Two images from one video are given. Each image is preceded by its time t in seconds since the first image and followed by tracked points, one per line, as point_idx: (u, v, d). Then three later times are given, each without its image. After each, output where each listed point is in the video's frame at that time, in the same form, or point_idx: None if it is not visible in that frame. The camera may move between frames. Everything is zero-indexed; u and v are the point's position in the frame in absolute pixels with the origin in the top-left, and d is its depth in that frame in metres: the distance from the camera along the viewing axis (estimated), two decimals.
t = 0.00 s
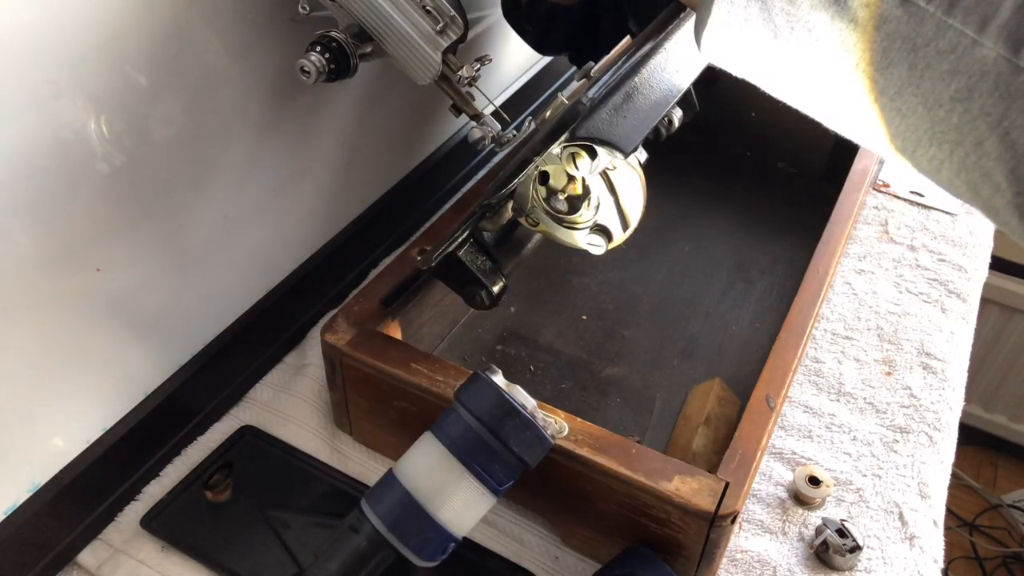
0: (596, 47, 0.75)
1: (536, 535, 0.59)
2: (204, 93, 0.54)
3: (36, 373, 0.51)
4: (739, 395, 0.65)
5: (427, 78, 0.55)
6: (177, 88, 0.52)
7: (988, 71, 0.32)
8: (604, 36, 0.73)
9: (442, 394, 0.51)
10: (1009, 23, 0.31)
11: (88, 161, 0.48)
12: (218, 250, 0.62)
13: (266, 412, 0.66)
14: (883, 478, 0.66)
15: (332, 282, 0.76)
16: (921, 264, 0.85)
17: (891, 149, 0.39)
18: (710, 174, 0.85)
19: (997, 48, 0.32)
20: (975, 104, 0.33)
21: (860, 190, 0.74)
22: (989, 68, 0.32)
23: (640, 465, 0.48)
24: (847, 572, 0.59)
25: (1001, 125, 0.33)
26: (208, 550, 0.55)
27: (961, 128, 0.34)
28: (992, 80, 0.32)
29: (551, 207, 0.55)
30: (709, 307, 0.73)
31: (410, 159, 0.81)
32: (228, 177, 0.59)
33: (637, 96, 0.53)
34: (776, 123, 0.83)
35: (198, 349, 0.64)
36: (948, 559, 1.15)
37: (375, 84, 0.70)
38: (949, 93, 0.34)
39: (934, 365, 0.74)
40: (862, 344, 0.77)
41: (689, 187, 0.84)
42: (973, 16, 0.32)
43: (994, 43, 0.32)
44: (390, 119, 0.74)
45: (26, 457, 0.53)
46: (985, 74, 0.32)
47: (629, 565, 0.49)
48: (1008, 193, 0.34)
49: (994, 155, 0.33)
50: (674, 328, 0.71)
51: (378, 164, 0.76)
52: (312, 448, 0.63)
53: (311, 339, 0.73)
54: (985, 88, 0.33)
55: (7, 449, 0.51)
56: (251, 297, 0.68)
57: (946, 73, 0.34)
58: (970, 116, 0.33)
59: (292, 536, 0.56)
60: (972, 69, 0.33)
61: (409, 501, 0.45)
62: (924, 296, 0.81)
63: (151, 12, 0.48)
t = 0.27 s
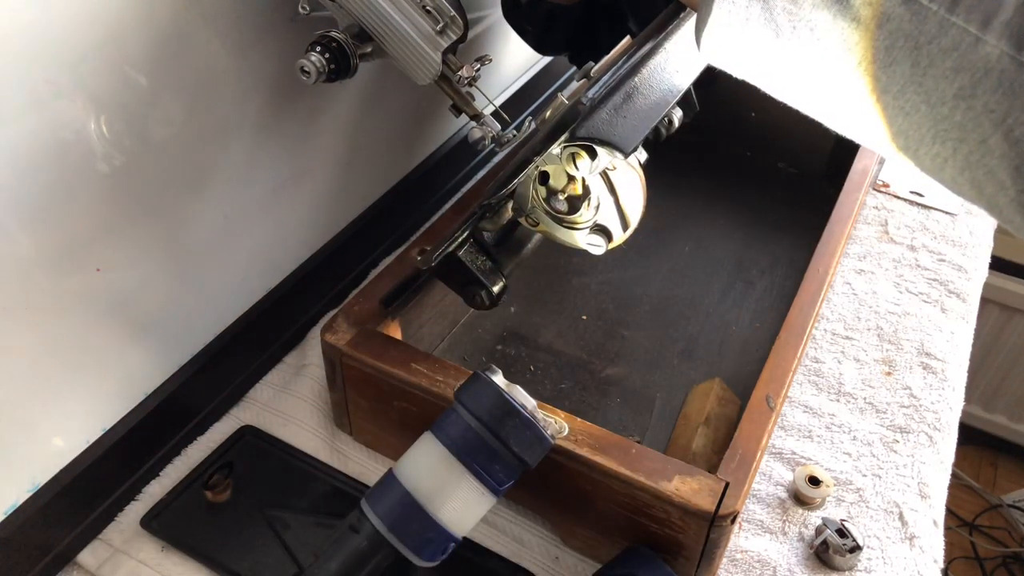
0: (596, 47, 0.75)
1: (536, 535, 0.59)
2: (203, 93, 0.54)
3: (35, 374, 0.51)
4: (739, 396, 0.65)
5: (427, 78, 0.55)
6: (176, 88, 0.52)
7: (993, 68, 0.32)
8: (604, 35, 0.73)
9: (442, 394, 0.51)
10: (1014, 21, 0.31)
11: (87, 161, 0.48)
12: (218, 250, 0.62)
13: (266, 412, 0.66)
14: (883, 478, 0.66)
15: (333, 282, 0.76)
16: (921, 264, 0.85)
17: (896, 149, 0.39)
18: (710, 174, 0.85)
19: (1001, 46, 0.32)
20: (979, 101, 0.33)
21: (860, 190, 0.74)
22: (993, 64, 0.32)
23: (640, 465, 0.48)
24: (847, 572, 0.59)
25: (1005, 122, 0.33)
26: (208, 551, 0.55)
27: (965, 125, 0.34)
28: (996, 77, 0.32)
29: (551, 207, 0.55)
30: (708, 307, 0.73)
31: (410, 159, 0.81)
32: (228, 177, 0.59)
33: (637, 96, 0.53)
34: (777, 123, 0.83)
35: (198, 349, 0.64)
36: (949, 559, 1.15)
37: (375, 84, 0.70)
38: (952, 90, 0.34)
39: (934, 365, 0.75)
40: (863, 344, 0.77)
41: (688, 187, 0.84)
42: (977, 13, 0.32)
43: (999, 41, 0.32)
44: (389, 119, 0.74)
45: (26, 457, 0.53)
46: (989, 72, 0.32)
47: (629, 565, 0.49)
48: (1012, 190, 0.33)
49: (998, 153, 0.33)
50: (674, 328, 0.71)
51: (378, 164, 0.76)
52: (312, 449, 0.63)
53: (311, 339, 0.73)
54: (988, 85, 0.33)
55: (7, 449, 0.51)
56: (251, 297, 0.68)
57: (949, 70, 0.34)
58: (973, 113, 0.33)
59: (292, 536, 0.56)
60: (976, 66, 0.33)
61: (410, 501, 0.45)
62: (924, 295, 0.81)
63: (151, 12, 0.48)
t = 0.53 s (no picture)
0: (597, 48, 0.75)
1: (535, 534, 0.59)
2: (204, 93, 0.54)
3: (35, 374, 0.51)
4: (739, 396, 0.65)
5: (432, 78, 0.55)
6: (177, 89, 0.52)
7: (1012, 81, 0.32)
8: (605, 36, 0.73)
9: (443, 393, 0.51)
10: None
11: (87, 161, 0.48)
12: (218, 250, 0.62)
13: (266, 412, 0.66)
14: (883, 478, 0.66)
15: (333, 282, 0.76)
16: (920, 264, 0.85)
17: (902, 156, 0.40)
18: (710, 175, 0.85)
19: (1021, 59, 0.32)
20: (998, 115, 0.33)
21: (860, 191, 0.74)
22: (1013, 79, 0.32)
23: (640, 465, 0.48)
24: (847, 572, 0.60)
25: None
26: (208, 551, 0.55)
27: (984, 139, 0.34)
28: (1015, 91, 0.32)
29: (553, 212, 0.54)
30: (709, 307, 0.73)
31: (410, 159, 0.81)
32: (228, 177, 0.59)
33: (643, 104, 0.53)
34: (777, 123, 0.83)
35: (198, 349, 0.64)
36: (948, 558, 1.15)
37: (376, 84, 0.70)
38: (971, 103, 0.34)
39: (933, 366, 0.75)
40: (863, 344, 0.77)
41: (689, 187, 0.84)
42: (997, 27, 0.32)
43: (1018, 55, 0.32)
44: (390, 120, 0.74)
45: (26, 457, 0.53)
46: (1008, 85, 0.32)
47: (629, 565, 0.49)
48: None
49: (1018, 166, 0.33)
50: (674, 328, 0.71)
51: (378, 164, 0.76)
52: (312, 449, 0.63)
53: (312, 339, 0.73)
54: (1008, 99, 0.33)
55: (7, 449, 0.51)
56: (251, 297, 0.68)
57: (968, 84, 0.34)
58: (992, 127, 0.34)
59: (293, 536, 0.56)
60: (996, 80, 0.33)
61: (410, 500, 0.45)
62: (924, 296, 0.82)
63: (151, 12, 0.48)
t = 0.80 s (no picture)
0: (597, 47, 0.75)
1: (536, 534, 0.59)
2: (204, 93, 0.54)
3: (35, 374, 0.51)
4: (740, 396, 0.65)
5: (430, 78, 0.55)
6: (177, 89, 0.52)
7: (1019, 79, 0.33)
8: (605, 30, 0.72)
9: (443, 394, 0.51)
10: None
11: (87, 161, 0.48)
12: (218, 250, 0.62)
13: (266, 412, 0.66)
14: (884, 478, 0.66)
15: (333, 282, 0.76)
16: (921, 264, 0.85)
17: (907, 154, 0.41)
18: (710, 175, 0.85)
19: None
20: (1006, 112, 0.34)
21: (860, 191, 0.74)
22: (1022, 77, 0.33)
23: (639, 465, 0.48)
24: (847, 572, 0.60)
25: None
26: (208, 551, 0.55)
27: (993, 136, 0.35)
28: None
29: (552, 210, 0.54)
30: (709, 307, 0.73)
31: (410, 159, 0.81)
32: (229, 177, 0.59)
33: (642, 102, 0.51)
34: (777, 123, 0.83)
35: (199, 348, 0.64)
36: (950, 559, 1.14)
37: (375, 85, 0.70)
38: (980, 101, 0.35)
39: (934, 365, 0.75)
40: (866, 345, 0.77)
41: (689, 187, 0.84)
42: (1003, 26, 0.32)
43: None
44: (389, 119, 0.74)
45: (26, 457, 0.53)
46: (1014, 84, 0.33)
47: (629, 565, 0.49)
48: None
49: None
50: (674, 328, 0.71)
51: (378, 164, 0.76)
52: (312, 449, 0.63)
53: (312, 339, 0.73)
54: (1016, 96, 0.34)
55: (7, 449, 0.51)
56: (251, 297, 0.68)
57: (976, 82, 0.34)
58: (999, 124, 0.35)
59: (293, 536, 0.56)
60: (1005, 78, 0.34)
61: (410, 500, 0.46)
62: (924, 296, 0.82)
63: (151, 13, 0.48)
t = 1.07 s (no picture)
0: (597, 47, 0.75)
1: (535, 535, 0.59)
2: (204, 93, 0.54)
3: (35, 374, 0.51)
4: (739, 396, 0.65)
5: (430, 78, 0.55)
6: (178, 89, 0.52)
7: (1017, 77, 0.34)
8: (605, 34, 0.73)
9: (443, 394, 0.51)
10: None
11: (87, 161, 0.48)
12: (218, 249, 0.62)
13: (266, 412, 0.66)
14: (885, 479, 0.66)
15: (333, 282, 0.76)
16: (921, 264, 0.85)
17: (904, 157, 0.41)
18: (710, 175, 0.85)
19: None
20: (1003, 110, 0.35)
21: (861, 190, 0.74)
22: (1018, 74, 0.33)
23: (639, 466, 0.48)
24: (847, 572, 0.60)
25: None
26: (208, 550, 0.55)
27: (989, 134, 0.36)
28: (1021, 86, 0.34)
29: (552, 209, 0.54)
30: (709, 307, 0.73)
31: (410, 159, 0.81)
32: (229, 177, 0.60)
33: (641, 100, 0.50)
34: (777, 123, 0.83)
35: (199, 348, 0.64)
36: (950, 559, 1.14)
37: (375, 85, 0.70)
38: (976, 100, 0.35)
39: (934, 365, 0.75)
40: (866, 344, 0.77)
41: (689, 187, 0.84)
42: (999, 26, 0.33)
43: None
44: (389, 119, 0.74)
45: (26, 457, 0.53)
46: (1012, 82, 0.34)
47: (629, 565, 0.49)
48: None
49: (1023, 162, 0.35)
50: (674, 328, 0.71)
51: (377, 163, 0.76)
52: (312, 449, 0.63)
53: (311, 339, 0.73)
54: (1013, 94, 0.34)
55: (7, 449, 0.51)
56: (251, 297, 0.68)
57: (973, 80, 0.35)
58: (996, 122, 0.35)
59: (293, 536, 0.56)
60: (1001, 76, 0.34)
61: (410, 500, 0.45)
62: (924, 296, 0.82)
63: (152, 12, 0.48)
